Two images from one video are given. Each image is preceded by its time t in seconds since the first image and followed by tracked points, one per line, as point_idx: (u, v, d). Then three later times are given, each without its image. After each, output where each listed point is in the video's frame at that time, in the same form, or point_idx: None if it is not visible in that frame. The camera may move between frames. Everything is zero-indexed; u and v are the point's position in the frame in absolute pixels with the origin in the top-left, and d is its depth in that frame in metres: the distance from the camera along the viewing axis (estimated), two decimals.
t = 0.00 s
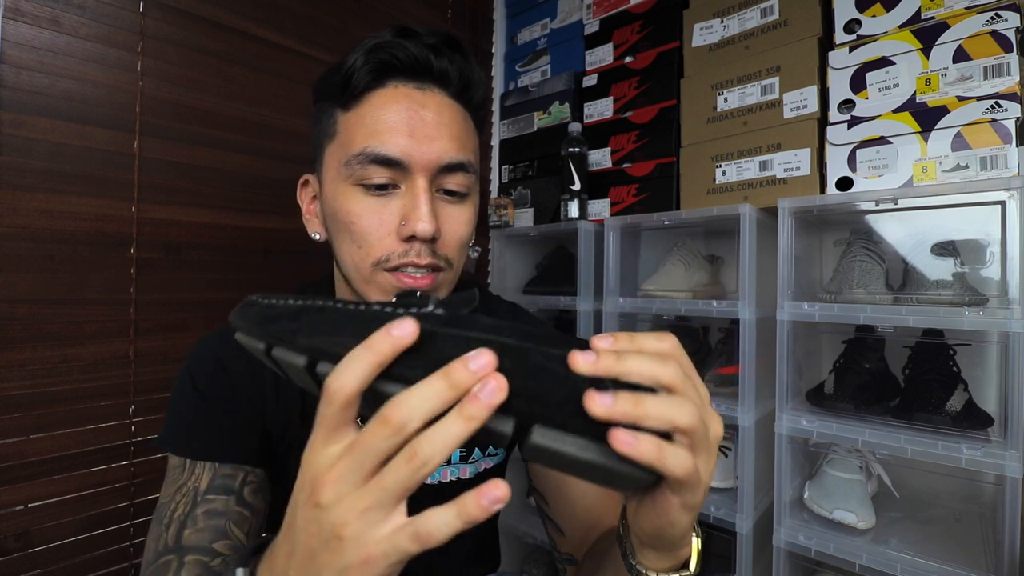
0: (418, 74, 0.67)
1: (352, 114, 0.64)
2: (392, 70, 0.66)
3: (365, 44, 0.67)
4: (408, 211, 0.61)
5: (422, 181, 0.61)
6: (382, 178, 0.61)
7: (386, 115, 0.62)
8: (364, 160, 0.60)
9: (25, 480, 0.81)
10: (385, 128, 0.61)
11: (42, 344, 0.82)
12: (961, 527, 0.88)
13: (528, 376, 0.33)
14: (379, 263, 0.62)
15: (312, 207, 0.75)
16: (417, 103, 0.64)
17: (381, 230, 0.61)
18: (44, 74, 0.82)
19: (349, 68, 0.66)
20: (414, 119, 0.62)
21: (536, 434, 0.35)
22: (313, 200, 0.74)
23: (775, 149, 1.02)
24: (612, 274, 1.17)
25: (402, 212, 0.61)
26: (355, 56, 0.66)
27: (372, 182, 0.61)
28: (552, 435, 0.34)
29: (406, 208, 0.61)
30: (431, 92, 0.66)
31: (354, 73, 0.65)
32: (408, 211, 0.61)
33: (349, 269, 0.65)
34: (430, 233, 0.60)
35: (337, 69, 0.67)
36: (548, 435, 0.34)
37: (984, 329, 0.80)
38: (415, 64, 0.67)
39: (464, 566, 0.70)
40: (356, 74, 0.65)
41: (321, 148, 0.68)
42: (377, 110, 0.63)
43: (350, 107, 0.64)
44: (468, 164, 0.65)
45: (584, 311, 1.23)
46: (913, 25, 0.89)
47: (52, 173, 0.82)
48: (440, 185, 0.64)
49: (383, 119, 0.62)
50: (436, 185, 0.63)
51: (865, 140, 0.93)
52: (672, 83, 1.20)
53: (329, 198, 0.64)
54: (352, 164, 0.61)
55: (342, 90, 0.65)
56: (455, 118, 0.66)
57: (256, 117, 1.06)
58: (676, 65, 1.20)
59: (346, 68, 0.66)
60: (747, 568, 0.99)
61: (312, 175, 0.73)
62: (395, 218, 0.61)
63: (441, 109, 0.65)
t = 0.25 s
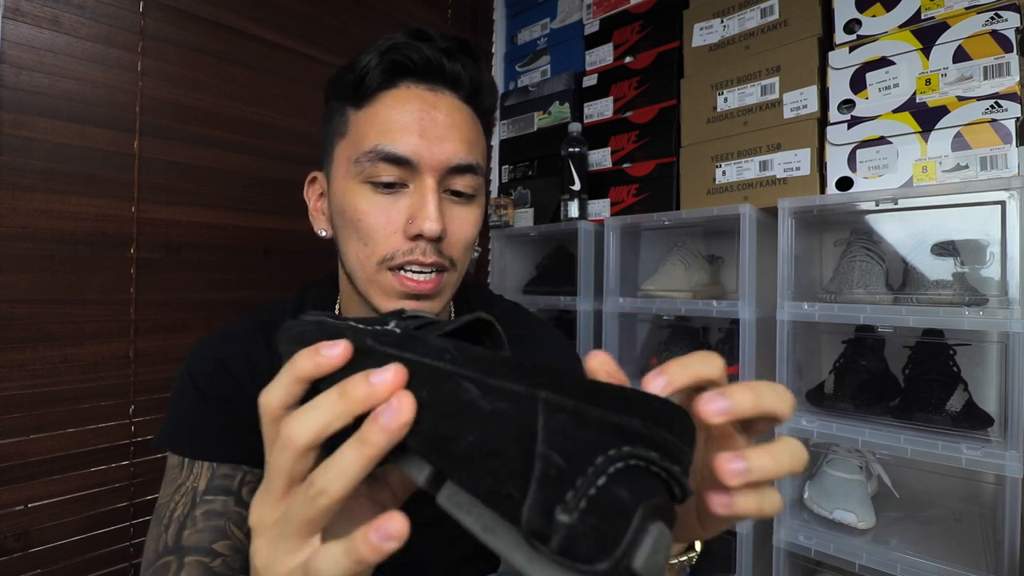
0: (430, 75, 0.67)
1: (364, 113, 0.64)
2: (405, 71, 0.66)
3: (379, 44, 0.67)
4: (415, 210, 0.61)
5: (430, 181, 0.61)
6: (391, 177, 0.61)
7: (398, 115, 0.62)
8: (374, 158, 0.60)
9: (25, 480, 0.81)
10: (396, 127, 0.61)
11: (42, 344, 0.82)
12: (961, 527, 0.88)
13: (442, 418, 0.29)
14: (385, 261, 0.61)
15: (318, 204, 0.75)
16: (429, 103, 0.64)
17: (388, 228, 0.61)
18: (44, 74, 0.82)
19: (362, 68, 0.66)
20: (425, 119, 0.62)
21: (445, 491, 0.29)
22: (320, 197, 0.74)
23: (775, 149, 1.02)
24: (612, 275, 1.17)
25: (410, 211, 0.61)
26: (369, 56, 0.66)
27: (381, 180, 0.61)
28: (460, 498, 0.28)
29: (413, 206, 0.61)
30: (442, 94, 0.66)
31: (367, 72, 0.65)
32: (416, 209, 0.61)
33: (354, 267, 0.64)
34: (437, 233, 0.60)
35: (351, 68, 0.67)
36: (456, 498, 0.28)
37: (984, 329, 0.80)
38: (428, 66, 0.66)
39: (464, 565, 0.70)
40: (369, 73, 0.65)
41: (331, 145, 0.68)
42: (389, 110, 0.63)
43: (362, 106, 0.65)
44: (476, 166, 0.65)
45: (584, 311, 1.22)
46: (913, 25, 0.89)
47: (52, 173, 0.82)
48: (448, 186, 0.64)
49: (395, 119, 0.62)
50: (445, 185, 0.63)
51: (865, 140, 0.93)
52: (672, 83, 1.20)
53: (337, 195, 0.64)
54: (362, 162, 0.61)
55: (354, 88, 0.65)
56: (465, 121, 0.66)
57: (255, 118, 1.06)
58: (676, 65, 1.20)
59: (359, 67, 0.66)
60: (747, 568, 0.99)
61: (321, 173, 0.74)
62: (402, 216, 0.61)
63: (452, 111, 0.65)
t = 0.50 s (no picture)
0: (433, 77, 0.66)
1: (367, 116, 0.64)
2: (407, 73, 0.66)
3: (382, 46, 0.67)
4: (418, 215, 0.61)
5: (433, 185, 0.61)
6: (394, 181, 0.61)
7: (401, 118, 0.62)
8: (377, 162, 0.60)
9: (25, 479, 0.81)
10: (399, 130, 0.61)
11: (42, 344, 0.82)
12: (961, 527, 0.88)
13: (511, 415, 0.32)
14: (388, 265, 0.62)
15: (319, 205, 0.75)
16: (432, 106, 0.64)
17: (391, 232, 0.61)
18: (44, 74, 0.82)
19: (365, 69, 0.65)
20: (428, 122, 0.62)
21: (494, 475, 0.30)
22: (321, 198, 0.74)
23: (776, 149, 1.02)
24: (612, 275, 1.17)
25: (413, 215, 0.61)
26: (372, 57, 0.66)
27: (385, 184, 0.61)
28: (512, 482, 0.29)
29: (417, 210, 0.61)
30: (444, 96, 0.65)
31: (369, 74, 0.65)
32: (419, 214, 0.61)
33: (357, 270, 0.65)
34: (440, 238, 0.60)
35: (353, 68, 0.67)
36: (507, 482, 0.30)
37: (984, 329, 0.80)
38: (430, 68, 0.66)
39: (464, 565, 0.70)
40: (371, 75, 0.65)
41: (333, 147, 0.68)
42: (392, 112, 0.63)
43: (365, 108, 0.65)
44: (479, 169, 0.65)
45: (584, 311, 1.22)
46: (913, 25, 0.89)
47: (52, 173, 0.82)
48: (451, 189, 0.63)
49: (399, 121, 0.62)
50: (448, 189, 0.63)
51: (865, 139, 0.93)
52: (672, 83, 1.20)
53: (340, 198, 0.65)
54: (365, 165, 0.61)
55: (357, 90, 0.65)
56: (469, 124, 0.66)
57: (255, 118, 1.06)
58: (676, 65, 1.20)
59: (362, 68, 0.65)
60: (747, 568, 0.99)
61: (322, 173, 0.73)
62: (406, 220, 0.61)
63: (455, 114, 0.64)
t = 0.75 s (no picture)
0: (417, 75, 0.66)
1: (352, 114, 0.65)
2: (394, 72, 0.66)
3: (369, 45, 0.68)
4: (394, 212, 0.61)
5: (411, 182, 0.62)
6: (373, 177, 0.62)
7: (382, 116, 0.63)
8: (355, 158, 0.62)
9: (25, 479, 0.81)
10: (379, 127, 0.62)
11: (42, 345, 0.82)
12: (961, 527, 0.88)
13: (617, 438, 0.30)
14: (364, 262, 0.62)
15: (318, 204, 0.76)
16: (415, 103, 0.64)
17: (369, 229, 0.61)
18: (44, 73, 0.82)
19: (351, 70, 0.67)
20: (407, 119, 0.62)
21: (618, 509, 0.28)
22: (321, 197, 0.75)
23: (775, 149, 1.02)
24: (613, 275, 1.17)
25: (390, 212, 0.61)
26: (359, 57, 0.67)
27: (364, 180, 0.62)
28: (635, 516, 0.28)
29: (394, 207, 0.61)
30: (428, 94, 0.65)
31: (355, 74, 0.66)
32: (394, 212, 0.61)
33: (340, 267, 0.65)
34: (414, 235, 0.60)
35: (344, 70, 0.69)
36: (631, 514, 0.28)
37: (984, 329, 0.80)
38: (415, 66, 0.66)
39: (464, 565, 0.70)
40: (356, 75, 0.66)
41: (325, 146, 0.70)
42: (375, 109, 0.64)
43: (350, 107, 0.66)
44: (462, 166, 0.64)
45: (584, 311, 1.22)
46: (913, 25, 0.89)
47: (52, 173, 0.82)
48: (432, 186, 0.63)
49: (379, 118, 0.63)
50: (427, 186, 0.63)
51: (865, 140, 0.93)
52: (672, 83, 1.20)
53: (326, 195, 0.66)
54: (346, 162, 0.63)
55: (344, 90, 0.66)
56: (454, 121, 0.65)
57: (255, 118, 1.06)
58: (676, 65, 1.20)
59: (349, 69, 0.67)
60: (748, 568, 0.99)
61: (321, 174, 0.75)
62: (382, 217, 0.61)
63: (438, 111, 0.64)
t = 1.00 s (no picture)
0: (420, 76, 0.66)
1: (354, 118, 0.64)
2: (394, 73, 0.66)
3: (365, 46, 0.67)
4: (414, 219, 0.61)
5: (428, 188, 0.62)
6: (389, 185, 0.61)
7: (390, 121, 0.62)
8: (371, 166, 0.61)
9: (25, 479, 0.81)
10: (390, 133, 0.61)
11: (42, 344, 0.82)
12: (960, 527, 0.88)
13: (652, 389, 0.29)
14: (388, 270, 0.61)
15: (307, 211, 0.75)
16: (421, 107, 0.63)
17: (389, 237, 0.61)
18: (44, 74, 0.82)
19: (351, 72, 0.65)
20: (419, 124, 0.62)
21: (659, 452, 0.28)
22: (307, 204, 0.74)
23: (776, 149, 1.02)
24: (613, 275, 1.17)
25: (410, 219, 0.61)
26: (358, 58, 0.66)
27: (378, 189, 0.61)
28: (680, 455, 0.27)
29: (413, 215, 0.61)
30: (431, 96, 0.65)
31: (353, 75, 0.65)
32: (414, 218, 0.61)
33: (354, 276, 0.64)
34: (438, 241, 0.60)
35: (338, 71, 0.66)
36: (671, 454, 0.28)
37: (984, 330, 0.80)
38: (417, 67, 0.66)
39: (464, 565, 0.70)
40: (357, 78, 0.65)
41: (318, 151, 0.68)
42: (382, 114, 0.62)
43: (352, 111, 0.64)
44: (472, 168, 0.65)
45: (584, 311, 1.23)
46: (913, 25, 0.89)
47: (52, 173, 0.82)
48: (446, 190, 0.63)
49: (388, 124, 0.62)
50: (442, 191, 0.63)
51: (865, 140, 0.93)
52: (672, 82, 1.20)
53: (331, 204, 0.64)
54: (357, 170, 0.61)
55: (342, 92, 0.65)
56: (459, 123, 0.65)
57: (255, 118, 1.06)
58: (676, 65, 1.20)
59: (347, 70, 0.65)
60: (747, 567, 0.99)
61: (307, 179, 0.73)
62: (402, 224, 0.61)
63: (443, 113, 0.64)
